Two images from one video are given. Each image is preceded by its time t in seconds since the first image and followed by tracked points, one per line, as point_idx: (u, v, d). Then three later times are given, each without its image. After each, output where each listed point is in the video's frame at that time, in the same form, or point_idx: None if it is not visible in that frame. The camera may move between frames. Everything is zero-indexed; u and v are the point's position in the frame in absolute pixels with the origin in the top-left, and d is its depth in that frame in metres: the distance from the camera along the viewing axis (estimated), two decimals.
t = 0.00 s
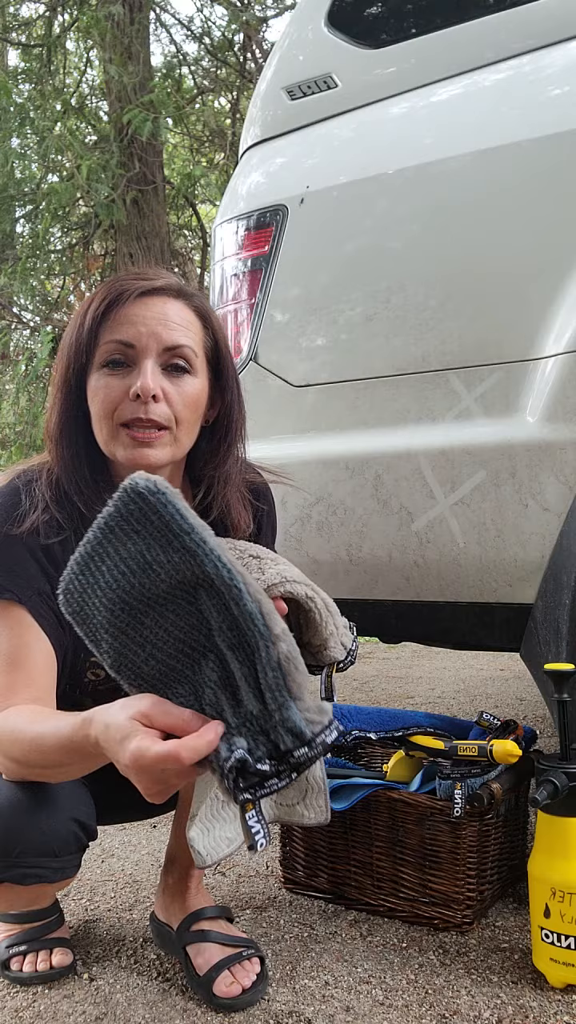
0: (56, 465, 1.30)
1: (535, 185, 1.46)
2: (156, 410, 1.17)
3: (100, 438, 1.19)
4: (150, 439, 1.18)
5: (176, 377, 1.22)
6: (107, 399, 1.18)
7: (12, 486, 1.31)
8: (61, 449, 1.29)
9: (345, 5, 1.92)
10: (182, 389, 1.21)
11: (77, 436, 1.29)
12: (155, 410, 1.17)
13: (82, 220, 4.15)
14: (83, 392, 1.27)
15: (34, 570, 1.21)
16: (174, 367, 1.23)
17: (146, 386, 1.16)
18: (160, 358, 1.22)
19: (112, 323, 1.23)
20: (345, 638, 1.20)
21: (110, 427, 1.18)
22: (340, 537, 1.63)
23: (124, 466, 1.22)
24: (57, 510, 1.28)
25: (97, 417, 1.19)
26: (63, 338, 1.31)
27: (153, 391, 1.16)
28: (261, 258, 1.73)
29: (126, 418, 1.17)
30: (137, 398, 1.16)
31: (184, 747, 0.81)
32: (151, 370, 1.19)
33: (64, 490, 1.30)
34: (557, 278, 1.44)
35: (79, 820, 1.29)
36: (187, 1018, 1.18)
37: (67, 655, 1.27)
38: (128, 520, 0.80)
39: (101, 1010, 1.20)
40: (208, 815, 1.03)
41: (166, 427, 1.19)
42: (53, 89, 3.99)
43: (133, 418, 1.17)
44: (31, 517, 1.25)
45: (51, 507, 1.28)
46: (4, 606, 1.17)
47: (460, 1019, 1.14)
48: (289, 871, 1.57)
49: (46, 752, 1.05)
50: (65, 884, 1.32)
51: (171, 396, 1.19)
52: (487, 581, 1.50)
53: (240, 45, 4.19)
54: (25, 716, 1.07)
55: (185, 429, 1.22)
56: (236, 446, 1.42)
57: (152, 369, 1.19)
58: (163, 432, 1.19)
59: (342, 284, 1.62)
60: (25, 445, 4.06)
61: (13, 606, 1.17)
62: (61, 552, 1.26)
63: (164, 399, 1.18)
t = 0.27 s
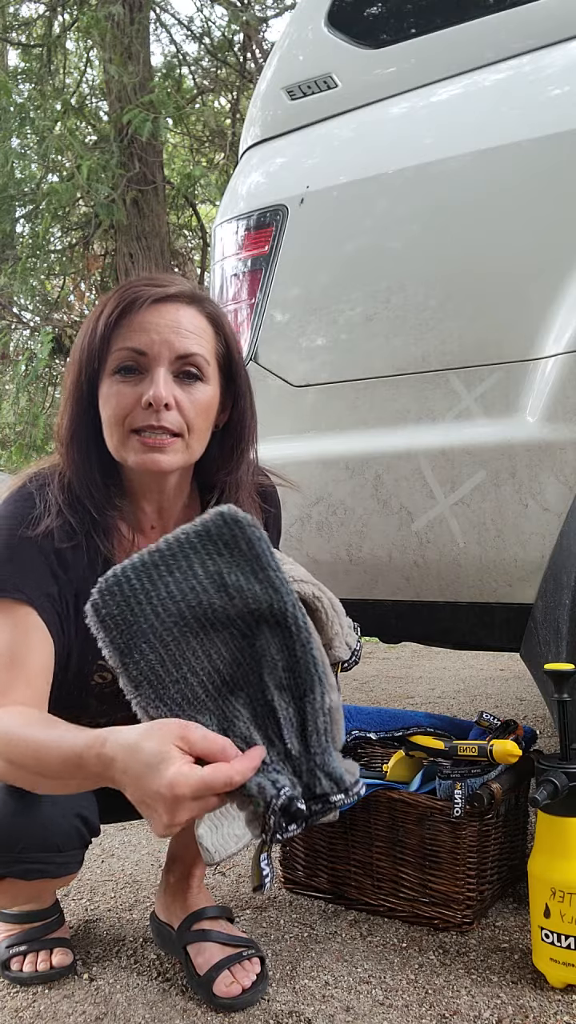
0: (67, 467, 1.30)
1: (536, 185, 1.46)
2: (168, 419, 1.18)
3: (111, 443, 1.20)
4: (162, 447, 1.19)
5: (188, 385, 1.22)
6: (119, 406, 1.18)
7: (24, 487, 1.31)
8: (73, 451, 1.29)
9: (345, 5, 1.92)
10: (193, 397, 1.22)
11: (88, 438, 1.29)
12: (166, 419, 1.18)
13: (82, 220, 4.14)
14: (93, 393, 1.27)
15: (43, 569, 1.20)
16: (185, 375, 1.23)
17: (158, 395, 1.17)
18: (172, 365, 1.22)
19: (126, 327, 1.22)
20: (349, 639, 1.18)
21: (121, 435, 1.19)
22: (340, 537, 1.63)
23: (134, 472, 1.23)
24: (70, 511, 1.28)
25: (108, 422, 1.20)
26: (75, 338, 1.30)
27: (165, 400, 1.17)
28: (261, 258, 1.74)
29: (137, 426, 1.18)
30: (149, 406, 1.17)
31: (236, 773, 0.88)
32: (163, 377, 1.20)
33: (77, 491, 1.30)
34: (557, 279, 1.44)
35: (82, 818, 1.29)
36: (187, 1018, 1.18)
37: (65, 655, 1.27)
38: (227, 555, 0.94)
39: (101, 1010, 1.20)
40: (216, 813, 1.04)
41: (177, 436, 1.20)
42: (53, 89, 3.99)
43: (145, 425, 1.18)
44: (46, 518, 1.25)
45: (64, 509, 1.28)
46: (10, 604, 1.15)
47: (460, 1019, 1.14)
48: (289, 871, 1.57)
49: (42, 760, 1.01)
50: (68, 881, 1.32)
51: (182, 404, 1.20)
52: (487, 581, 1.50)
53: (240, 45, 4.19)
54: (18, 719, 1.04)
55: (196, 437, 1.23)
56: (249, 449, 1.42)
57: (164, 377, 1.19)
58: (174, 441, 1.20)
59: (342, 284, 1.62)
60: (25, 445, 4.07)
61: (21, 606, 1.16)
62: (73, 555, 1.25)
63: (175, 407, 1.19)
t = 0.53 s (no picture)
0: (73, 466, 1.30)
1: (536, 185, 1.46)
2: (176, 424, 1.18)
3: (117, 446, 1.20)
4: (168, 453, 1.19)
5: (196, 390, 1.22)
6: (127, 410, 1.18)
7: (28, 483, 1.30)
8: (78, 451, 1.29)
9: (345, 5, 1.92)
10: (201, 402, 1.22)
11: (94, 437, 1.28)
12: (174, 424, 1.17)
13: (82, 220, 4.14)
14: (100, 394, 1.26)
15: (39, 556, 1.19)
16: (193, 380, 1.23)
17: (167, 400, 1.16)
18: (181, 370, 1.21)
19: (135, 329, 1.21)
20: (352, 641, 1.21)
21: (127, 440, 1.19)
22: (340, 537, 1.63)
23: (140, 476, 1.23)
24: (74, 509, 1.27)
25: (115, 425, 1.20)
26: (82, 338, 1.29)
27: (174, 407, 1.16)
28: (261, 258, 1.74)
29: (145, 430, 1.18)
30: (157, 411, 1.16)
31: (206, 789, 0.87)
32: (172, 382, 1.19)
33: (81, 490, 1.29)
34: (557, 279, 1.44)
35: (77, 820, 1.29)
36: (187, 1018, 1.18)
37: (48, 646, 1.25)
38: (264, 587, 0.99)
39: (101, 1010, 1.20)
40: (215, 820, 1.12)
41: (183, 441, 1.20)
42: (53, 89, 3.99)
43: (152, 431, 1.18)
44: (51, 511, 1.25)
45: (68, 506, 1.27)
46: None
47: (460, 1019, 1.14)
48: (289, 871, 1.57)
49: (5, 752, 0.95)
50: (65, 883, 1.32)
51: (190, 410, 1.19)
52: (487, 581, 1.50)
53: (240, 45, 4.18)
54: None
55: (202, 443, 1.23)
56: (256, 454, 1.42)
57: (172, 383, 1.19)
58: (181, 446, 1.20)
59: (342, 284, 1.62)
60: (25, 445, 4.07)
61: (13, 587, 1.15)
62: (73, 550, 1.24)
63: (183, 413, 1.18)
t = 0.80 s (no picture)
0: (72, 467, 1.29)
1: (536, 185, 1.46)
2: (177, 426, 1.18)
3: (118, 445, 1.20)
4: (168, 454, 1.19)
5: (199, 392, 1.22)
6: (129, 409, 1.18)
7: (25, 485, 1.30)
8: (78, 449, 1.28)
9: (345, 5, 1.92)
10: (203, 405, 1.22)
11: (95, 436, 1.28)
12: (175, 426, 1.17)
13: (82, 220, 4.14)
14: (102, 391, 1.26)
15: (25, 568, 1.20)
16: (197, 383, 1.23)
17: (169, 401, 1.16)
18: (185, 371, 1.21)
19: (141, 328, 1.21)
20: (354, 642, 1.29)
21: (129, 438, 1.18)
22: (340, 537, 1.63)
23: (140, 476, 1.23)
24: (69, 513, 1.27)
25: (116, 423, 1.19)
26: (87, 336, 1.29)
27: (176, 408, 1.16)
28: (261, 258, 1.74)
29: (146, 430, 1.17)
30: (159, 412, 1.16)
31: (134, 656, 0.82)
32: (175, 383, 1.19)
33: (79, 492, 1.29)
34: (557, 279, 1.44)
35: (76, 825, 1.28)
36: (187, 1018, 1.18)
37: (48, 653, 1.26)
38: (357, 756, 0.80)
39: (101, 1010, 1.20)
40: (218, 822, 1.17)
41: (184, 443, 1.20)
42: (53, 89, 3.99)
43: (154, 431, 1.18)
44: (42, 518, 1.25)
45: (63, 511, 1.27)
46: None
47: (460, 1019, 1.14)
48: (290, 871, 1.57)
49: None
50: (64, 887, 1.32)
51: (192, 412, 1.19)
52: (487, 581, 1.50)
53: (240, 45, 4.18)
54: None
55: (201, 446, 1.23)
56: (257, 456, 1.42)
57: (176, 384, 1.19)
58: (182, 448, 1.19)
59: (342, 284, 1.62)
60: (25, 445, 4.07)
61: None
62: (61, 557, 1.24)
63: (185, 414, 1.18)
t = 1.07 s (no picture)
0: (74, 463, 1.29)
1: (536, 185, 1.46)
2: (179, 425, 1.17)
3: (120, 442, 1.20)
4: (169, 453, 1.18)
5: (203, 392, 1.22)
6: (132, 407, 1.17)
7: (25, 482, 1.31)
8: (81, 446, 1.28)
9: (345, 5, 1.92)
10: (206, 405, 1.21)
11: (98, 432, 1.28)
12: (177, 425, 1.17)
13: (82, 220, 4.14)
14: (105, 388, 1.26)
15: (20, 562, 1.21)
16: (200, 382, 1.22)
17: (172, 400, 1.16)
18: (190, 371, 1.21)
19: (147, 326, 1.22)
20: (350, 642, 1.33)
21: (131, 434, 1.18)
22: (340, 537, 1.63)
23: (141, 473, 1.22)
24: (70, 509, 1.27)
25: (119, 420, 1.19)
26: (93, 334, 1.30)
27: (179, 407, 1.16)
28: (261, 258, 1.74)
29: (148, 428, 1.17)
30: (162, 411, 1.16)
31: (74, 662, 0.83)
32: (179, 382, 1.19)
33: (81, 489, 1.29)
34: (557, 279, 1.44)
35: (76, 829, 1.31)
36: (187, 1018, 1.18)
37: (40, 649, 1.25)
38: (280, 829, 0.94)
39: (101, 1010, 1.20)
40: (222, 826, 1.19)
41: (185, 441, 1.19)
42: (53, 89, 3.99)
43: (155, 427, 1.17)
44: (41, 514, 1.26)
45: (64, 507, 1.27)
46: None
47: (460, 1019, 1.14)
48: (290, 871, 1.57)
49: None
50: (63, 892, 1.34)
51: (194, 411, 1.19)
52: (487, 581, 1.50)
53: (240, 45, 4.19)
54: None
55: (202, 444, 1.22)
56: (259, 458, 1.42)
57: (179, 383, 1.19)
58: (183, 447, 1.19)
59: (342, 284, 1.62)
60: (25, 445, 4.07)
61: None
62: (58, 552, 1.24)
63: (187, 414, 1.18)
